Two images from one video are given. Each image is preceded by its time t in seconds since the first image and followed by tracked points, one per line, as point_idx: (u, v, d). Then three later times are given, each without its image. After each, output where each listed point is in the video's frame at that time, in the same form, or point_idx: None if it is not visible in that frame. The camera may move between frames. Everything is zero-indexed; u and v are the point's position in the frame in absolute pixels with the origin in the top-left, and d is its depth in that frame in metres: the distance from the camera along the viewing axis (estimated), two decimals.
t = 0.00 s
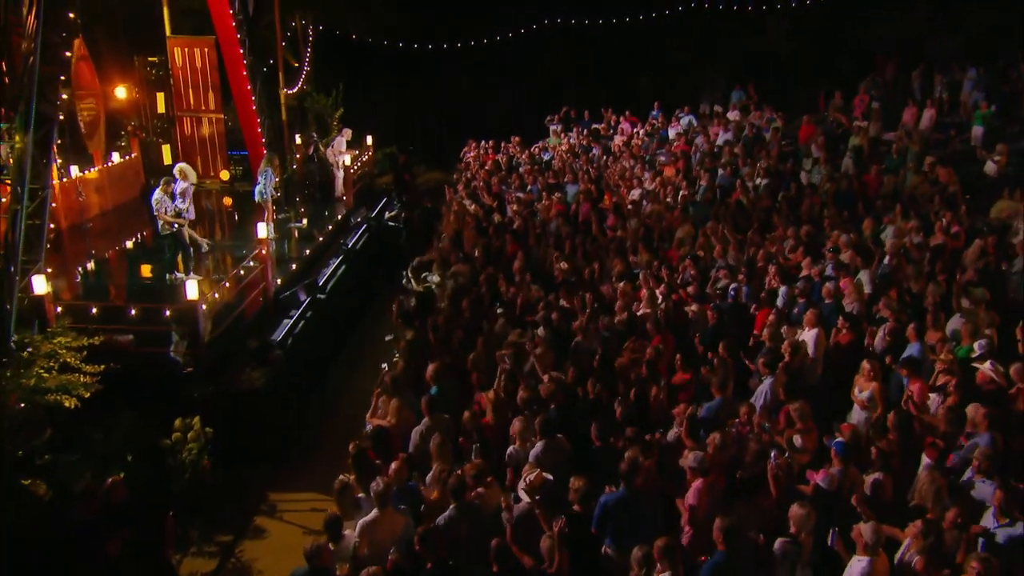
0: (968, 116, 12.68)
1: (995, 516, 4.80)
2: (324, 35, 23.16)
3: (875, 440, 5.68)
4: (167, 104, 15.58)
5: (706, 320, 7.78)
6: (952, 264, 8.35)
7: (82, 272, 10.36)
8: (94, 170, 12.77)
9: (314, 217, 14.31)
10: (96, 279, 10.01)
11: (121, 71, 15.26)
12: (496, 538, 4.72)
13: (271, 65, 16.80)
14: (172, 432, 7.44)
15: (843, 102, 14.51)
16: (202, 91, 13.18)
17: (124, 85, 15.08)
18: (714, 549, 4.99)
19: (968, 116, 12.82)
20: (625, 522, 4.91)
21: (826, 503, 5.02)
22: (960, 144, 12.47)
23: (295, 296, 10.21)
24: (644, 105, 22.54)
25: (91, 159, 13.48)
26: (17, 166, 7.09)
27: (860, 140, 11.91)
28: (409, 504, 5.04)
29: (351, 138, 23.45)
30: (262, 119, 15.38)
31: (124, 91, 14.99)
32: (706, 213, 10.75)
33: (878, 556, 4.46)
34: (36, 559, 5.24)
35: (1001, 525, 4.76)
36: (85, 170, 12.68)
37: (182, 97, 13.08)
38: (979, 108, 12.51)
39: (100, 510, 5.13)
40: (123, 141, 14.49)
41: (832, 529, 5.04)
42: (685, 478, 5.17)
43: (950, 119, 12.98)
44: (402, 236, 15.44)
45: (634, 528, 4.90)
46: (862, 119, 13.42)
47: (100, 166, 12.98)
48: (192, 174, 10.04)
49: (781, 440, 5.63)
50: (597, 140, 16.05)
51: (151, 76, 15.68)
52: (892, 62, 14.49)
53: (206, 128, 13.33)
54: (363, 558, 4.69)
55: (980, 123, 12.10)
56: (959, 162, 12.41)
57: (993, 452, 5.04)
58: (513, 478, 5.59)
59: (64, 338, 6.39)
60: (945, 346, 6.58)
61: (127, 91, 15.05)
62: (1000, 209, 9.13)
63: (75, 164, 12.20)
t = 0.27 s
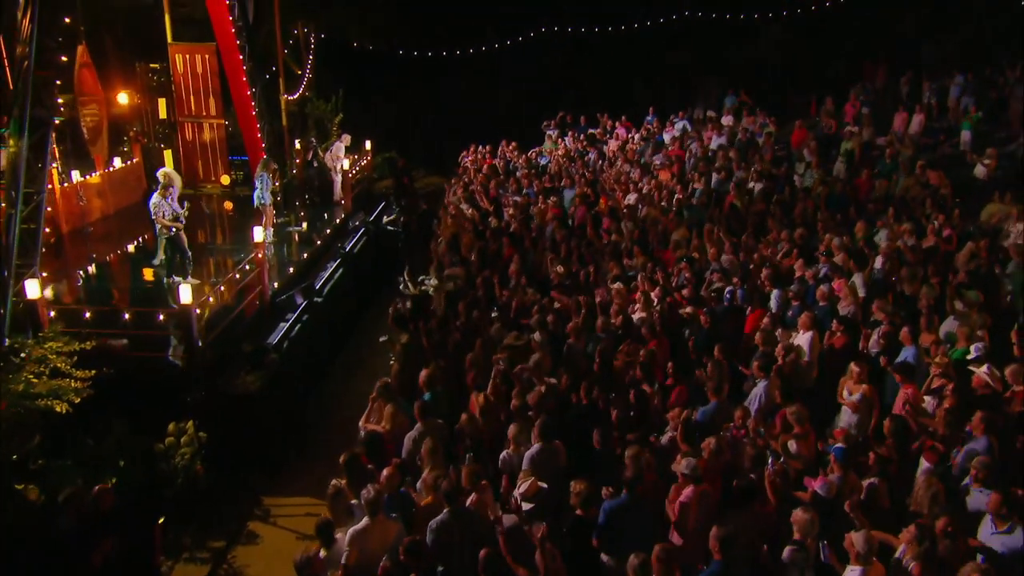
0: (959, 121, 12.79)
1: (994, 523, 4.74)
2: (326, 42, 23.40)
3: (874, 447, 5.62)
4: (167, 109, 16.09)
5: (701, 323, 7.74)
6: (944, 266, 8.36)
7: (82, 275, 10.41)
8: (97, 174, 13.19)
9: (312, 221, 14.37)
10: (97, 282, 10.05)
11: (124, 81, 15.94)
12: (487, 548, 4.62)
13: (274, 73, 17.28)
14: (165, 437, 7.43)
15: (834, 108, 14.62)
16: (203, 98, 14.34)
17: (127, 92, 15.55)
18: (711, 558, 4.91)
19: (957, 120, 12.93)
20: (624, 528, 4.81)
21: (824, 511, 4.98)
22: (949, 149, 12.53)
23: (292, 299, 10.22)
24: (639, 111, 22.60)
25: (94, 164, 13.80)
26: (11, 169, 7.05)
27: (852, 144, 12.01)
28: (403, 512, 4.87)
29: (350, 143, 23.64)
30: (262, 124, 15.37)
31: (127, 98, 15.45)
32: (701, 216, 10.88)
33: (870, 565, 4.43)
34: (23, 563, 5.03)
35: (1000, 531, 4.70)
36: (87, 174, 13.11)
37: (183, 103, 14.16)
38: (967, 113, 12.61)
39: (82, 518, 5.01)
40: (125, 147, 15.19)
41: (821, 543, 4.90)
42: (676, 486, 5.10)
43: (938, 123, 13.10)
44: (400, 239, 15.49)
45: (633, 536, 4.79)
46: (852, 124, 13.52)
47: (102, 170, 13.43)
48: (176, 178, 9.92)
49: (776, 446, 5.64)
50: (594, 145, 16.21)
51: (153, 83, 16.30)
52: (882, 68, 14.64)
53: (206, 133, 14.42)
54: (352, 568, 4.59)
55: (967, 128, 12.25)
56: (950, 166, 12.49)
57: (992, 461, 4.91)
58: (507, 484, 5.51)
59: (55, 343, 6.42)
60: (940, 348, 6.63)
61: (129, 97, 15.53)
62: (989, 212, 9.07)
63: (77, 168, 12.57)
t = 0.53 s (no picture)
0: (952, 126, 12.46)
1: (1000, 532, 4.60)
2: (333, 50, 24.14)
3: (876, 453, 5.62)
4: (173, 114, 17.38)
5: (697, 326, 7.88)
6: (942, 268, 8.33)
7: (89, 278, 10.44)
8: (104, 178, 13.43)
9: (316, 224, 14.52)
10: (104, 285, 10.10)
11: (133, 86, 16.88)
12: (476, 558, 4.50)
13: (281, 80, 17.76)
14: (160, 441, 7.40)
15: (831, 113, 14.65)
16: (209, 103, 15.42)
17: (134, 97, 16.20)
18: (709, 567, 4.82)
19: (950, 127, 12.61)
20: (625, 536, 4.70)
21: (826, 520, 4.92)
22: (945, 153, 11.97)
23: (293, 302, 10.23)
24: (637, 116, 22.73)
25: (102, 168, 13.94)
26: (9, 171, 7.09)
27: (849, 148, 12.07)
28: (397, 519, 4.84)
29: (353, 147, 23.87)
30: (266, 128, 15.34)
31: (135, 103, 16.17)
32: (699, 221, 11.08)
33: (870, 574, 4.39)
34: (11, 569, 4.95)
35: (1006, 541, 4.56)
36: (95, 178, 13.33)
37: (189, 108, 15.31)
38: (962, 119, 12.30)
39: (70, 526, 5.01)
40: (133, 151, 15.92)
41: (826, 555, 4.64)
42: (670, 495, 4.92)
43: (936, 127, 13.02)
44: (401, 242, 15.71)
45: (633, 547, 4.68)
46: (849, 129, 13.55)
47: (110, 175, 13.67)
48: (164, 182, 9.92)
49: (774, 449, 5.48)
50: (595, 149, 16.31)
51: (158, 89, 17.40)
52: (877, 73, 14.72)
53: (213, 137, 15.61)
54: None
55: (962, 132, 11.79)
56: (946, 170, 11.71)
57: (994, 472, 4.86)
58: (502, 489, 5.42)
59: (50, 346, 6.43)
60: (940, 351, 6.54)
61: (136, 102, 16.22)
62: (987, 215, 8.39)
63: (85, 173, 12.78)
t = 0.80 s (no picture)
0: (952, 129, 12.38)
1: (1012, 545, 4.40)
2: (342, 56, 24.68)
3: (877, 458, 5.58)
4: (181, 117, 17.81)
5: (698, 330, 7.60)
6: (943, 270, 8.26)
7: (97, 279, 10.48)
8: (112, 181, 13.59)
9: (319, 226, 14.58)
10: (112, 286, 10.10)
11: (143, 92, 17.38)
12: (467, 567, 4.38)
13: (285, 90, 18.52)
14: (156, 444, 7.36)
15: (831, 117, 14.63)
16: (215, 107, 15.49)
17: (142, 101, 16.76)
18: None
19: (951, 131, 12.59)
20: (622, 547, 4.62)
21: (826, 528, 4.86)
22: (944, 156, 11.85)
23: (293, 304, 10.22)
24: (638, 119, 22.77)
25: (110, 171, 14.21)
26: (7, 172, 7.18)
27: (849, 151, 12.06)
28: (389, 528, 4.73)
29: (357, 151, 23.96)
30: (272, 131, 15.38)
31: (143, 107, 16.65)
32: (701, 223, 11.10)
33: None
34: None
35: (1017, 555, 4.37)
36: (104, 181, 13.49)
37: (197, 112, 15.42)
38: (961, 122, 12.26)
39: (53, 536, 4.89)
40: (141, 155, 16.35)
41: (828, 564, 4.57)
42: (666, 503, 4.79)
43: (935, 131, 12.96)
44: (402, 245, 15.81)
45: (631, 556, 4.62)
46: (849, 132, 13.54)
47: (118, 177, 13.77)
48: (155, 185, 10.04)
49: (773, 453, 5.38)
50: (598, 152, 16.36)
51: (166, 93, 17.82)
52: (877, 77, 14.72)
53: (220, 141, 15.65)
54: None
55: (961, 136, 11.78)
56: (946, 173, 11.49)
57: (1003, 485, 4.82)
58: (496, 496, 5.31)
59: (43, 349, 6.47)
60: (942, 354, 6.43)
61: (144, 107, 16.69)
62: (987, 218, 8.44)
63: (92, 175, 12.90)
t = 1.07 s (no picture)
0: (948, 132, 12.42)
1: (1013, 558, 4.28)
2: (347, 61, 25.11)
3: (877, 462, 5.47)
4: (186, 120, 17.95)
5: (695, 331, 7.57)
6: (942, 273, 8.20)
7: (100, 281, 10.46)
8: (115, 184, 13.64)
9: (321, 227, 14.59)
10: (116, 286, 10.16)
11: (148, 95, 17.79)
12: None
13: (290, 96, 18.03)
14: (148, 445, 7.29)
15: (829, 120, 14.66)
16: (220, 110, 15.36)
17: (147, 105, 17.29)
18: None
19: (947, 133, 12.64)
20: (611, 558, 4.47)
21: (826, 537, 4.75)
22: (941, 158, 11.89)
23: (290, 304, 10.20)
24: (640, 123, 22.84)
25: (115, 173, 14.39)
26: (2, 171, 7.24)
27: (846, 153, 12.07)
28: (376, 534, 4.60)
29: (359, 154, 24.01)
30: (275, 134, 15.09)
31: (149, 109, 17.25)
32: (700, 225, 11.10)
33: None
34: None
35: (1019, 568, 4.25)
36: (107, 184, 13.49)
37: (201, 115, 15.27)
38: (957, 125, 12.33)
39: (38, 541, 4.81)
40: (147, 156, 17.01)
41: None
42: (661, 512, 4.69)
43: (932, 134, 12.92)
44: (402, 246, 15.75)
45: (619, 564, 4.47)
46: (846, 134, 13.55)
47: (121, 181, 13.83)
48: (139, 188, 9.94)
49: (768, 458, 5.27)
50: (598, 154, 16.41)
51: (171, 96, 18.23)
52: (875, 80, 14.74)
53: (224, 144, 15.59)
54: None
55: (958, 139, 11.83)
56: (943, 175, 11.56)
57: (997, 491, 4.69)
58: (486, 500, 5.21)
59: (33, 349, 6.37)
60: (942, 357, 6.34)
61: (149, 110, 17.26)
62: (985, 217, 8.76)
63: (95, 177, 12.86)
